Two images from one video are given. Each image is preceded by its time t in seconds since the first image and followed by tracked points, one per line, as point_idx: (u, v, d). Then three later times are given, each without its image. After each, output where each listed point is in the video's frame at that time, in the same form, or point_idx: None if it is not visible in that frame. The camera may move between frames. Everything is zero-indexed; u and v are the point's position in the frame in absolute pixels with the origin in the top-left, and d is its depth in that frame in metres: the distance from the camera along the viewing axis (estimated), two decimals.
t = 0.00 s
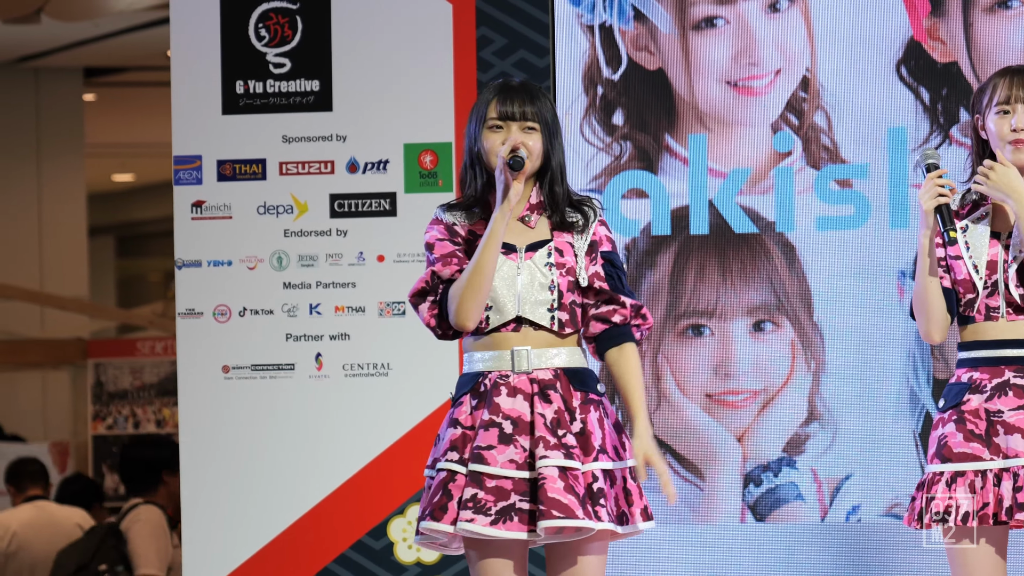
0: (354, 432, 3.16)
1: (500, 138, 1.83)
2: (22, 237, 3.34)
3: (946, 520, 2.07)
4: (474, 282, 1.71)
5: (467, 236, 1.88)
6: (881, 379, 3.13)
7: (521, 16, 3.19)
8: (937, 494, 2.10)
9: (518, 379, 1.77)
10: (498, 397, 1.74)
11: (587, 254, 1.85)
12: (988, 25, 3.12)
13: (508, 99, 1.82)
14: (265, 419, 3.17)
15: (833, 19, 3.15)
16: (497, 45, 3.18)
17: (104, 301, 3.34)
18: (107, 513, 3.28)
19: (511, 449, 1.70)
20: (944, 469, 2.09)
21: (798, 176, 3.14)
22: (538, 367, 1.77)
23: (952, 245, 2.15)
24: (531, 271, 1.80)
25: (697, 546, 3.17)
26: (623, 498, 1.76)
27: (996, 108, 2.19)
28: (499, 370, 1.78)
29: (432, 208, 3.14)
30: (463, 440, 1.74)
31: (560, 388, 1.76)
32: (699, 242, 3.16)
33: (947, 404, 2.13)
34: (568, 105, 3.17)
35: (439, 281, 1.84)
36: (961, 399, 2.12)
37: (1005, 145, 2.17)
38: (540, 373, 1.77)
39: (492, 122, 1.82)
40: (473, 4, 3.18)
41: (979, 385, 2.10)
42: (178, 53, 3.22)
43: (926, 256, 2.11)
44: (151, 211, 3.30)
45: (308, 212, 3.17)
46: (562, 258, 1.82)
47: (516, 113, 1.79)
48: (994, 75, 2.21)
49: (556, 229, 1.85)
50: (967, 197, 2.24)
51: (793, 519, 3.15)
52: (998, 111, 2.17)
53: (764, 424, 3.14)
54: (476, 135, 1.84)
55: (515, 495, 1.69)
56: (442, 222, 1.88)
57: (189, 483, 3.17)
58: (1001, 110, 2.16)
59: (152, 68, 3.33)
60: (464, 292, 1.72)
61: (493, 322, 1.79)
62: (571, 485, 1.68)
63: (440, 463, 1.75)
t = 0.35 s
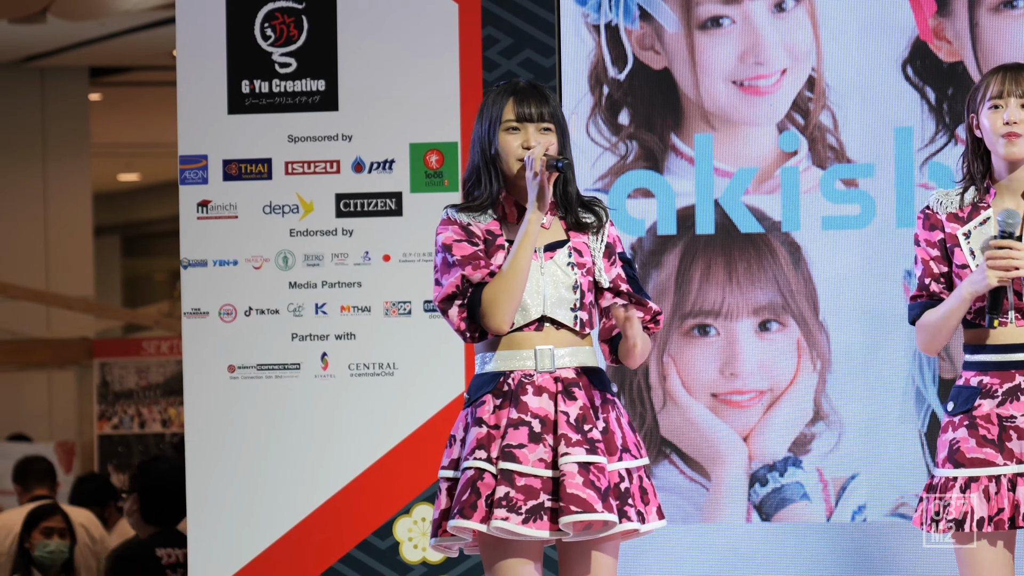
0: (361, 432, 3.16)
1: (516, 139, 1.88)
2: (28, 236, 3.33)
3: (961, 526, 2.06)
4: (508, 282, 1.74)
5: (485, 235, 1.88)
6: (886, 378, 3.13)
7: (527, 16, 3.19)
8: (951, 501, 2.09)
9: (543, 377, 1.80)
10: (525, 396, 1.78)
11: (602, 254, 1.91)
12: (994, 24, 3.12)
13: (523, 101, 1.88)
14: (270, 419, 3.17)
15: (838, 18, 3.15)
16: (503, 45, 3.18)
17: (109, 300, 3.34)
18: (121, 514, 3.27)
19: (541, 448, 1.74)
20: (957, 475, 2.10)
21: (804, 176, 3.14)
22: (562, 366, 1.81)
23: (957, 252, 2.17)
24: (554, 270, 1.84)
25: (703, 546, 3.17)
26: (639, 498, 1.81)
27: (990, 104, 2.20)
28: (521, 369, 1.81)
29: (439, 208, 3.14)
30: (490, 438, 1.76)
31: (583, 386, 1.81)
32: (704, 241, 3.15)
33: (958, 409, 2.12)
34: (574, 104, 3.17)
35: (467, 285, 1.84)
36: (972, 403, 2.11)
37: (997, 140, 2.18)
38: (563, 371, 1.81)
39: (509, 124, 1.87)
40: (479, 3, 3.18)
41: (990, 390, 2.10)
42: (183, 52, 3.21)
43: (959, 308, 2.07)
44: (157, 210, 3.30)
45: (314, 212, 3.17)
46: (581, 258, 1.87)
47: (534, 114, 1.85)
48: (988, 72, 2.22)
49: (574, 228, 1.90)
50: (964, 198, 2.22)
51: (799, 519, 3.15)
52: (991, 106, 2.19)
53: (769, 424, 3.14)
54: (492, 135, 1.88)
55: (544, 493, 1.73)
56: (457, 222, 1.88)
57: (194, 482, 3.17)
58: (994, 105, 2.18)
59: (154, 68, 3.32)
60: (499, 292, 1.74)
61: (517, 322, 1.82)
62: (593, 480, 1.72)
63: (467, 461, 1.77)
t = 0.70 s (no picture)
0: (364, 431, 3.16)
1: (526, 142, 1.89)
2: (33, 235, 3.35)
3: (967, 527, 2.06)
4: (524, 284, 1.74)
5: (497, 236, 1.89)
6: (889, 377, 3.13)
7: (531, 16, 3.19)
8: (956, 503, 2.09)
9: (559, 377, 1.80)
10: (543, 395, 1.77)
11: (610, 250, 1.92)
12: (998, 25, 3.12)
13: (531, 103, 1.89)
14: (275, 418, 3.17)
15: (843, 18, 3.15)
16: (507, 44, 3.19)
17: (114, 300, 3.35)
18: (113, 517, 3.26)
19: (559, 448, 1.74)
20: (962, 476, 2.10)
21: (808, 175, 3.15)
22: (577, 364, 1.82)
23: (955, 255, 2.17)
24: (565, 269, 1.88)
25: (707, 547, 3.16)
26: (649, 498, 1.78)
27: (984, 105, 2.19)
28: (537, 368, 1.81)
29: (443, 207, 3.14)
30: (508, 438, 1.76)
31: (598, 386, 1.81)
32: (707, 241, 3.15)
33: (960, 411, 2.12)
34: (578, 103, 3.17)
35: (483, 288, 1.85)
36: (974, 406, 2.11)
37: (991, 142, 2.17)
38: (579, 371, 1.82)
39: (518, 127, 1.88)
40: (483, 3, 3.18)
41: (993, 392, 2.10)
42: (187, 51, 3.21)
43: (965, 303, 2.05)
44: (162, 210, 3.31)
45: (317, 211, 3.17)
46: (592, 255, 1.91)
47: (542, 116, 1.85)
48: (984, 73, 2.21)
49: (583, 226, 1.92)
50: (960, 201, 2.22)
51: (802, 519, 3.15)
52: (986, 108, 2.18)
53: (772, 424, 3.14)
54: (503, 138, 1.89)
55: (562, 494, 1.72)
56: (468, 225, 1.88)
57: (199, 482, 3.16)
58: (988, 107, 2.17)
59: (159, 68, 3.34)
60: (513, 294, 1.74)
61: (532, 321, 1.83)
62: (622, 484, 1.73)
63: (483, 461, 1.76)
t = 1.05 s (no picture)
0: (367, 431, 3.16)
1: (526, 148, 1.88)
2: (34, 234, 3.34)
3: (958, 525, 2.07)
4: (518, 293, 1.78)
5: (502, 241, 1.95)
6: (891, 377, 3.13)
7: (533, 15, 3.19)
8: (947, 500, 2.10)
9: (564, 377, 1.82)
10: (546, 395, 1.79)
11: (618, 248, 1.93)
12: (1001, 24, 3.11)
13: (529, 109, 1.88)
14: (278, 418, 3.17)
15: (846, 17, 3.15)
16: (510, 43, 3.18)
17: (117, 299, 3.34)
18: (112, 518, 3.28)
19: (560, 448, 1.75)
20: (953, 475, 2.10)
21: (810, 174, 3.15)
22: (583, 365, 1.83)
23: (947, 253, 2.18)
24: (568, 269, 1.87)
25: (710, 546, 3.16)
26: (666, 500, 1.80)
27: (979, 109, 2.19)
28: (543, 368, 1.83)
29: (445, 207, 3.14)
30: (509, 438, 1.79)
31: (606, 387, 1.81)
32: (709, 240, 3.16)
33: (952, 409, 2.12)
34: (581, 103, 3.17)
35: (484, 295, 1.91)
36: (966, 404, 2.12)
37: (983, 148, 2.17)
38: (585, 371, 1.83)
39: (516, 134, 1.88)
40: (486, 2, 3.18)
41: (986, 390, 2.10)
42: (191, 51, 3.22)
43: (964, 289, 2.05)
44: (163, 209, 3.31)
45: (320, 211, 3.17)
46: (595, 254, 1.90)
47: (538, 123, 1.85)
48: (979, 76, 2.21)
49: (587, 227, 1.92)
50: (954, 202, 2.23)
51: (805, 518, 3.15)
52: (980, 112, 2.18)
53: (774, 423, 3.14)
54: (503, 144, 1.90)
55: (563, 493, 1.74)
56: (476, 231, 1.96)
57: (202, 481, 3.17)
58: (982, 111, 2.17)
59: (160, 67, 3.35)
60: (508, 303, 1.80)
61: (535, 323, 1.85)
62: (623, 484, 1.73)
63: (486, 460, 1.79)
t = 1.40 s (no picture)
0: (368, 431, 3.16)
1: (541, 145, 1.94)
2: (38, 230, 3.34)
3: (966, 520, 2.08)
4: (505, 297, 1.86)
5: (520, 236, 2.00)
6: (894, 377, 3.13)
7: (536, 14, 3.19)
8: (956, 494, 2.11)
9: (551, 373, 1.86)
10: (530, 391, 1.85)
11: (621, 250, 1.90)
12: (1002, 24, 3.13)
13: (545, 107, 1.93)
14: (280, 417, 3.17)
15: (848, 17, 3.15)
16: (512, 43, 3.18)
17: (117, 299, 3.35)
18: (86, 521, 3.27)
19: (533, 443, 1.80)
20: (963, 470, 2.11)
21: (812, 174, 3.15)
22: (573, 364, 1.86)
23: (962, 246, 2.19)
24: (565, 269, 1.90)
25: (711, 546, 3.16)
26: (653, 504, 1.79)
27: (995, 111, 2.21)
28: (534, 365, 1.89)
29: (447, 207, 3.14)
30: (493, 431, 1.86)
31: (592, 387, 1.83)
32: (711, 239, 3.16)
33: (966, 404, 2.13)
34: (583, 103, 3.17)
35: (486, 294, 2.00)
36: (980, 399, 2.12)
37: (1000, 149, 2.20)
38: (574, 370, 1.86)
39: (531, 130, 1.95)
40: (488, 3, 3.19)
41: (998, 386, 2.10)
42: (193, 51, 3.21)
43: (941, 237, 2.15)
44: (164, 209, 3.31)
45: (322, 211, 3.17)
46: (593, 254, 1.89)
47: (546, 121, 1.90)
48: (995, 78, 2.23)
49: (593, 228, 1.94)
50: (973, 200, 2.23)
51: (807, 517, 3.15)
52: (996, 113, 2.20)
53: (776, 423, 3.14)
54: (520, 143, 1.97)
55: (533, 488, 1.78)
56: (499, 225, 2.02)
57: (204, 481, 3.17)
58: (998, 112, 2.19)
59: (163, 67, 3.35)
60: (498, 306, 1.87)
61: (532, 320, 1.91)
62: (587, 481, 1.75)
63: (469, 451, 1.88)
